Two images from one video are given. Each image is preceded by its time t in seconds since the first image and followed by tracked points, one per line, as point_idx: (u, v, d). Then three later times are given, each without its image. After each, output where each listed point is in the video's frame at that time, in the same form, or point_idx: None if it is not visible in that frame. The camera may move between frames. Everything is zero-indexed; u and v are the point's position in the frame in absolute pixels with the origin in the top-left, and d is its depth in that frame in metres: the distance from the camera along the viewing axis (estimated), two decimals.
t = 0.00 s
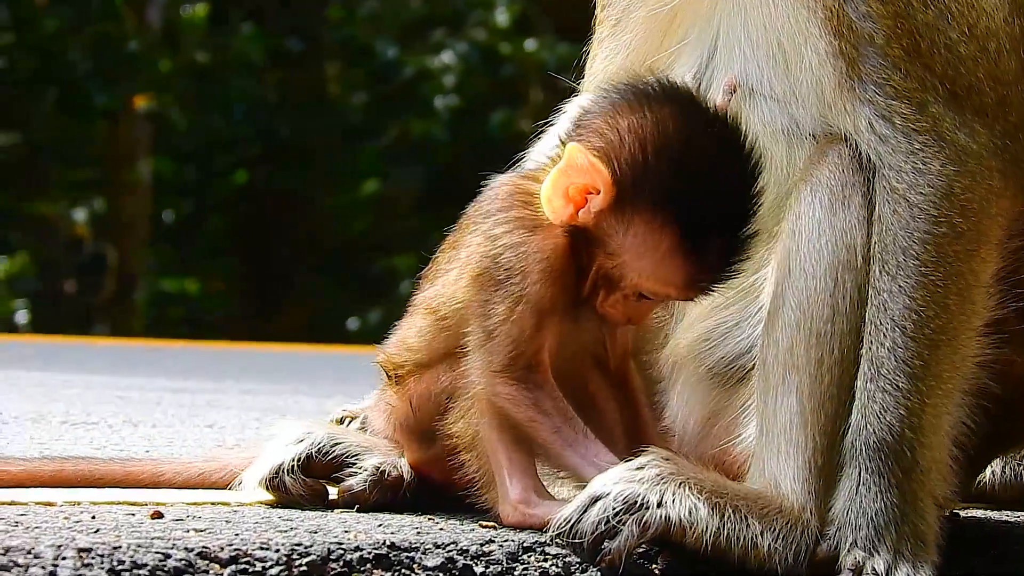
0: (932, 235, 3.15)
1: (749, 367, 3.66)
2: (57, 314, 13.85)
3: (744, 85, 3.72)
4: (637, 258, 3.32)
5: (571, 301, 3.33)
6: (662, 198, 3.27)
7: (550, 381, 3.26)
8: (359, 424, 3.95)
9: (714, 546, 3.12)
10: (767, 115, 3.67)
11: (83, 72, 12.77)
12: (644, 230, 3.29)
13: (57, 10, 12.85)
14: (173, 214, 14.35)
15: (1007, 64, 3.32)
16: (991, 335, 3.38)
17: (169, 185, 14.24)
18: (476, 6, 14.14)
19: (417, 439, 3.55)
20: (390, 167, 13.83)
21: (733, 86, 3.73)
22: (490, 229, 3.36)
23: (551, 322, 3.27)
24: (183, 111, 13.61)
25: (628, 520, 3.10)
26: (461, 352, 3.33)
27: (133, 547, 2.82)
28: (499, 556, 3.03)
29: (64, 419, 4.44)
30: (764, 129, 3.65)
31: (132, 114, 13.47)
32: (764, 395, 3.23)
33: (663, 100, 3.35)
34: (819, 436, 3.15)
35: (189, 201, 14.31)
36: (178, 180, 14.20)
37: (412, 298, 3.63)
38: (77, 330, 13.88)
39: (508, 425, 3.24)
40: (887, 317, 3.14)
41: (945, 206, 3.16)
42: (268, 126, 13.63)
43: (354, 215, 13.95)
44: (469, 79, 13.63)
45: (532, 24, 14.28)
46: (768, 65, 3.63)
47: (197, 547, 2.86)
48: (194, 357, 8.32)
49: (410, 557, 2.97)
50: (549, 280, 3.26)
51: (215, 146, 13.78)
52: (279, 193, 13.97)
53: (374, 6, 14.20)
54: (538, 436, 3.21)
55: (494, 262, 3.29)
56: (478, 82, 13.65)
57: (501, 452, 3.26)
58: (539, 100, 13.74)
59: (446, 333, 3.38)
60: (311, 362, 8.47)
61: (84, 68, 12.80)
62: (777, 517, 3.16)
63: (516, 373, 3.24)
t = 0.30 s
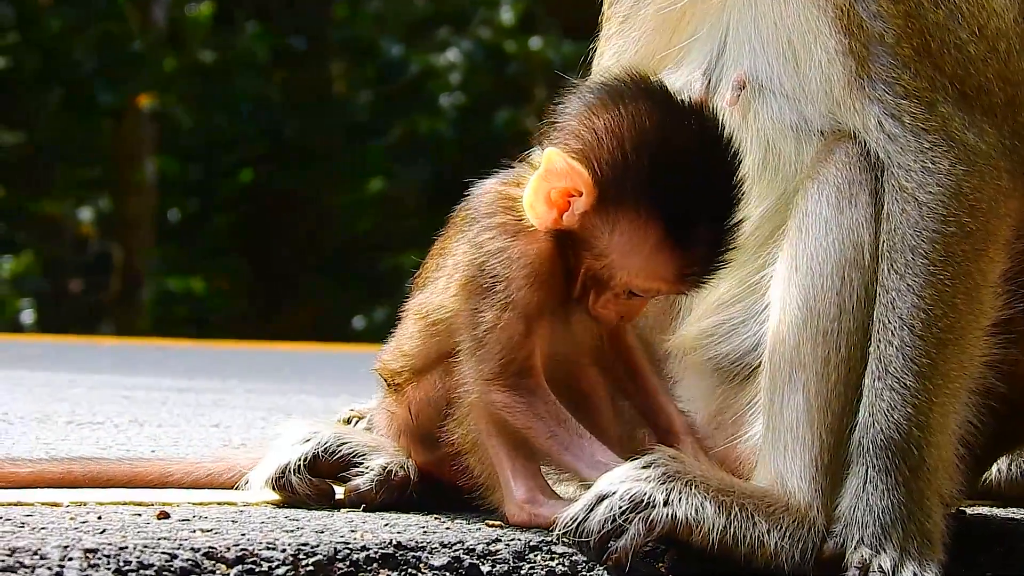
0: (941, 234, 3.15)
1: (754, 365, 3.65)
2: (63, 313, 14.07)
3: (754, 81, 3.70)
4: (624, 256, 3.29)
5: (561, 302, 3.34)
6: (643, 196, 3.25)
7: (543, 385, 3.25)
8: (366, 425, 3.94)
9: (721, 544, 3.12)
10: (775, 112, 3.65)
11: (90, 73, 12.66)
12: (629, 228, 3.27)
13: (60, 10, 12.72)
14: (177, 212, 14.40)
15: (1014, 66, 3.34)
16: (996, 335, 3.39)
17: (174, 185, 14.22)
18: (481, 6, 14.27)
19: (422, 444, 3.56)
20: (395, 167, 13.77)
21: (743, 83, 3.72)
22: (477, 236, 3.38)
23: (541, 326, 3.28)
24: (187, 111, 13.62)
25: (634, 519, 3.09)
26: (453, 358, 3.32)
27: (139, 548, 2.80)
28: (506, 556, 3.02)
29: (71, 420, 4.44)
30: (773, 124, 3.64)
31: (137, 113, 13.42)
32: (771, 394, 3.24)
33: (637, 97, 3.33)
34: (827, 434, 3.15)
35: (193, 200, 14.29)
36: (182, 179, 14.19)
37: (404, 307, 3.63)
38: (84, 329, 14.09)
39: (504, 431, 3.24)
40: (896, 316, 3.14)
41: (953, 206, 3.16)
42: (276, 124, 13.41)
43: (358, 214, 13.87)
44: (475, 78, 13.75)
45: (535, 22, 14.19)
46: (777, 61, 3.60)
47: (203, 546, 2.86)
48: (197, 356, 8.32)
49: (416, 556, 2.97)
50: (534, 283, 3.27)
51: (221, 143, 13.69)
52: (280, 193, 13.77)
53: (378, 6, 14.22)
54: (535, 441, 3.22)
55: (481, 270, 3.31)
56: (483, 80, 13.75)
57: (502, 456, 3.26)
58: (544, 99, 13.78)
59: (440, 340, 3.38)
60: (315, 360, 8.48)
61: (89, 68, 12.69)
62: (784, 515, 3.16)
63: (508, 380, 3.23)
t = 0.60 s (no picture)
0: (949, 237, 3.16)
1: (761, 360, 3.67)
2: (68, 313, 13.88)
3: (768, 82, 3.67)
4: (603, 256, 3.28)
5: (547, 306, 3.32)
6: (620, 196, 3.24)
7: (532, 391, 3.23)
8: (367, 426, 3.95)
9: (724, 544, 3.11)
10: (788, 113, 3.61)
11: (92, 71, 12.85)
12: (607, 228, 3.26)
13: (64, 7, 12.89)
14: (181, 211, 14.56)
15: None
16: (1003, 338, 3.39)
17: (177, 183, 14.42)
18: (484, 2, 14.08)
19: (419, 451, 3.53)
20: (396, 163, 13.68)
21: (757, 84, 3.68)
22: (461, 248, 3.32)
23: (528, 332, 3.24)
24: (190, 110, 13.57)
25: (637, 518, 3.08)
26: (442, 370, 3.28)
27: (142, 550, 2.80)
28: (508, 555, 3.02)
29: (72, 421, 4.44)
30: (783, 125, 3.61)
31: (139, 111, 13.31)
32: (774, 395, 3.24)
33: (605, 94, 3.31)
34: (830, 434, 3.16)
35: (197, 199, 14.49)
36: (187, 177, 14.43)
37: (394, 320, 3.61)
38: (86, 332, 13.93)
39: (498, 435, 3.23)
40: (903, 317, 3.14)
41: (963, 209, 3.17)
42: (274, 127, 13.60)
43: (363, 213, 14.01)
44: (475, 76, 13.47)
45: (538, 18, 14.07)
46: (789, 62, 3.59)
47: (206, 548, 2.85)
48: (196, 356, 8.31)
49: (419, 557, 2.96)
50: (518, 290, 3.21)
51: (226, 143, 13.82)
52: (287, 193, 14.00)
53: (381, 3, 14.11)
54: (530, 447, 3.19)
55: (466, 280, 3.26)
56: (486, 78, 13.49)
57: (504, 462, 3.27)
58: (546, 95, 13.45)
59: (432, 349, 3.37)
60: (315, 360, 8.47)
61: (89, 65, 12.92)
62: (787, 514, 3.16)
63: (499, 388, 3.20)
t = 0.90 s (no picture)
0: (948, 241, 3.16)
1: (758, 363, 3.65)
2: (68, 313, 13.90)
3: (766, 83, 3.70)
4: (639, 253, 3.28)
5: (576, 299, 3.33)
6: (660, 194, 3.23)
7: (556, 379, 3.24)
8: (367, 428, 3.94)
9: (722, 546, 3.12)
10: (786, 115, 3.65)
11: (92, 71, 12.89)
12: (646, 226, 3.25)
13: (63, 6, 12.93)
14: (178, 212, 14.52)
15: None
16: (1002, 341, 3.40)
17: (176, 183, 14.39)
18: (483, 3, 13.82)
19: (431, 447, 3.55)
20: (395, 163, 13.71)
21: (755, 86, 3.72)
22: (498, 232, 3.36)
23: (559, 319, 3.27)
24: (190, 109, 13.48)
25: (635, 521, 3.08)
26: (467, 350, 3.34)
27: (140, 551, 2.80)
28: (504, 557, 3.02)
29: (71, 422, 4.44)
30: (783, 127, 3.64)
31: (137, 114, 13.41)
32: (772, 396, 3.26)
33: (659, 94, 3.33)
34: (829, 437, 3.16)
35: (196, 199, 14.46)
36: (186, 178, 14.38)
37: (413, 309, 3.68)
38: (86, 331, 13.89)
39: (513, 422, 3.21)
40: (902, 320, 3.14)
41: (963, 213, 3.17)
42: (274, 127, 13.66)
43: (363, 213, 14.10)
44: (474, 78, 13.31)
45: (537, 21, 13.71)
46: (789, 64, 3.60)
47: (204, 550, 2.85)
48: (195, 357, 8.30)
49: (417, 559, 2.96)
50: (556, 274, 3.26)
51: (227, 143, 13.84)
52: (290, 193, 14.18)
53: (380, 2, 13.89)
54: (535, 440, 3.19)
55: (498, 261, 3.31)
56: (482, 80, 13.34)
57: (510, 455, 3.26)
58: (544, 95, 13.39)
59: (456, 334, 3.41)
60: (320, 361, 8.46)
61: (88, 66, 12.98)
62: (785, 517, 3.16)
63: (524, 367, 3.21)
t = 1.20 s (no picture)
0: (950, 245, 3.16)
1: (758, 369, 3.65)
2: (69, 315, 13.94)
3: (766, 88, 3.70)
4: (635, 260, 3.33)
5: (573, 305, 3.37)
6: (655, 203, 3.29)
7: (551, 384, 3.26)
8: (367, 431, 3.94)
9: (722, 550, 3.12)
10: (785, 119, 3.65)
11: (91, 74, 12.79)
12: (641, 233, 3.31)
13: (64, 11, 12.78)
14: (179, 218, 14.40)
15: None
16: (1003, 345, 3.39)
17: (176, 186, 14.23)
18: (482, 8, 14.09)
19: (429, 451, 3.55)
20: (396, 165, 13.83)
21: (754, 91, 3.72)
22: (497, 239, 3.40)
23: (556, 324, 3.31)
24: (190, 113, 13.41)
25: (636, 525, 3.08)
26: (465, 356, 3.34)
27: (141, 554, 2.80)
28: (505, 561, 3.02)
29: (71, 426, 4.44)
30: (783, 132, 3.65)
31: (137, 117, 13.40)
32: (773, 398, 3.25)
33: (654, 103, 3.37)
34: (830, 440, 3.16)
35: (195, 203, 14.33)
36: (185, 183, 14.22)
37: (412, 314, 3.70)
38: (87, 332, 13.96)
39: (507, 427, 3.21)
40: (903, 324, 3.15)
41: (963, 217, 3.17)
42: (273, 127, 13.49)
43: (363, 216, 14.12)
44: (474, 82, 13.66)
45: (536, 29, 14.22)
46: (790, 68, 3.60)
47: (205, 553, 2.85)
48: (192, 361, 8.33)
49: (417, 563, 2.96)
50: (553, 281, 3.30)
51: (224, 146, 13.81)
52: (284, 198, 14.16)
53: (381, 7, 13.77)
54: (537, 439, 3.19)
55: (497, 267, 3.34)
56: (483, 84, 13.71)
57: (507, 455, 3.24)
58: (545, 100, 13.84)
59: (455, 340, 3.42)
60: (318, 364, 8.49)
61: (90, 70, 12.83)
62: (785, 521, 3.16)
63: (519, 373, 3.24)
